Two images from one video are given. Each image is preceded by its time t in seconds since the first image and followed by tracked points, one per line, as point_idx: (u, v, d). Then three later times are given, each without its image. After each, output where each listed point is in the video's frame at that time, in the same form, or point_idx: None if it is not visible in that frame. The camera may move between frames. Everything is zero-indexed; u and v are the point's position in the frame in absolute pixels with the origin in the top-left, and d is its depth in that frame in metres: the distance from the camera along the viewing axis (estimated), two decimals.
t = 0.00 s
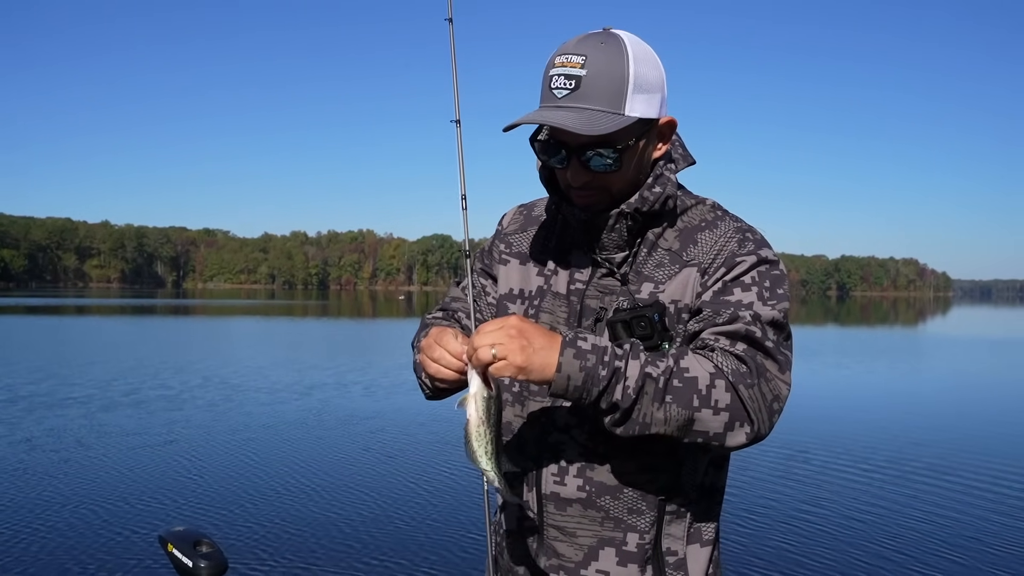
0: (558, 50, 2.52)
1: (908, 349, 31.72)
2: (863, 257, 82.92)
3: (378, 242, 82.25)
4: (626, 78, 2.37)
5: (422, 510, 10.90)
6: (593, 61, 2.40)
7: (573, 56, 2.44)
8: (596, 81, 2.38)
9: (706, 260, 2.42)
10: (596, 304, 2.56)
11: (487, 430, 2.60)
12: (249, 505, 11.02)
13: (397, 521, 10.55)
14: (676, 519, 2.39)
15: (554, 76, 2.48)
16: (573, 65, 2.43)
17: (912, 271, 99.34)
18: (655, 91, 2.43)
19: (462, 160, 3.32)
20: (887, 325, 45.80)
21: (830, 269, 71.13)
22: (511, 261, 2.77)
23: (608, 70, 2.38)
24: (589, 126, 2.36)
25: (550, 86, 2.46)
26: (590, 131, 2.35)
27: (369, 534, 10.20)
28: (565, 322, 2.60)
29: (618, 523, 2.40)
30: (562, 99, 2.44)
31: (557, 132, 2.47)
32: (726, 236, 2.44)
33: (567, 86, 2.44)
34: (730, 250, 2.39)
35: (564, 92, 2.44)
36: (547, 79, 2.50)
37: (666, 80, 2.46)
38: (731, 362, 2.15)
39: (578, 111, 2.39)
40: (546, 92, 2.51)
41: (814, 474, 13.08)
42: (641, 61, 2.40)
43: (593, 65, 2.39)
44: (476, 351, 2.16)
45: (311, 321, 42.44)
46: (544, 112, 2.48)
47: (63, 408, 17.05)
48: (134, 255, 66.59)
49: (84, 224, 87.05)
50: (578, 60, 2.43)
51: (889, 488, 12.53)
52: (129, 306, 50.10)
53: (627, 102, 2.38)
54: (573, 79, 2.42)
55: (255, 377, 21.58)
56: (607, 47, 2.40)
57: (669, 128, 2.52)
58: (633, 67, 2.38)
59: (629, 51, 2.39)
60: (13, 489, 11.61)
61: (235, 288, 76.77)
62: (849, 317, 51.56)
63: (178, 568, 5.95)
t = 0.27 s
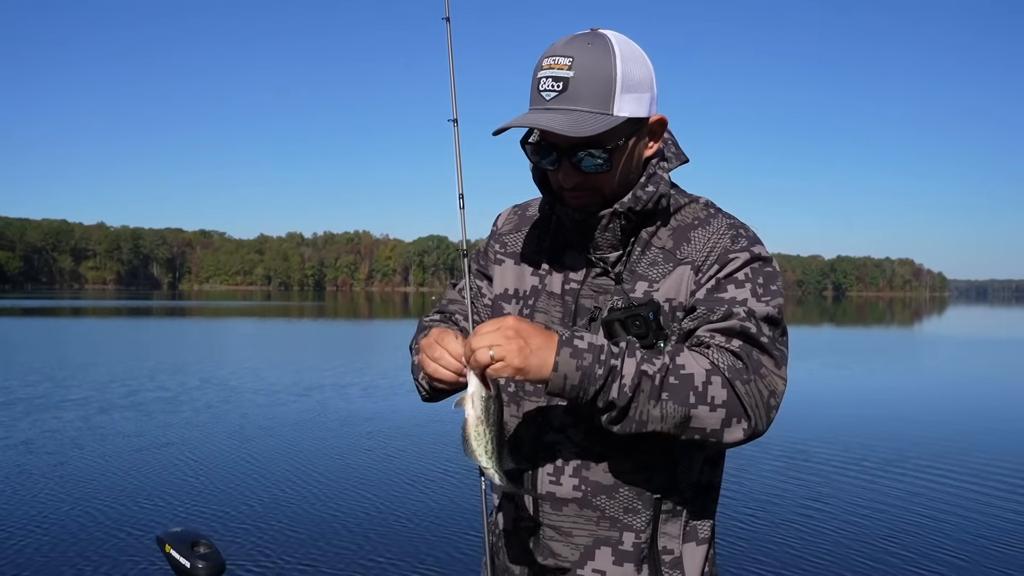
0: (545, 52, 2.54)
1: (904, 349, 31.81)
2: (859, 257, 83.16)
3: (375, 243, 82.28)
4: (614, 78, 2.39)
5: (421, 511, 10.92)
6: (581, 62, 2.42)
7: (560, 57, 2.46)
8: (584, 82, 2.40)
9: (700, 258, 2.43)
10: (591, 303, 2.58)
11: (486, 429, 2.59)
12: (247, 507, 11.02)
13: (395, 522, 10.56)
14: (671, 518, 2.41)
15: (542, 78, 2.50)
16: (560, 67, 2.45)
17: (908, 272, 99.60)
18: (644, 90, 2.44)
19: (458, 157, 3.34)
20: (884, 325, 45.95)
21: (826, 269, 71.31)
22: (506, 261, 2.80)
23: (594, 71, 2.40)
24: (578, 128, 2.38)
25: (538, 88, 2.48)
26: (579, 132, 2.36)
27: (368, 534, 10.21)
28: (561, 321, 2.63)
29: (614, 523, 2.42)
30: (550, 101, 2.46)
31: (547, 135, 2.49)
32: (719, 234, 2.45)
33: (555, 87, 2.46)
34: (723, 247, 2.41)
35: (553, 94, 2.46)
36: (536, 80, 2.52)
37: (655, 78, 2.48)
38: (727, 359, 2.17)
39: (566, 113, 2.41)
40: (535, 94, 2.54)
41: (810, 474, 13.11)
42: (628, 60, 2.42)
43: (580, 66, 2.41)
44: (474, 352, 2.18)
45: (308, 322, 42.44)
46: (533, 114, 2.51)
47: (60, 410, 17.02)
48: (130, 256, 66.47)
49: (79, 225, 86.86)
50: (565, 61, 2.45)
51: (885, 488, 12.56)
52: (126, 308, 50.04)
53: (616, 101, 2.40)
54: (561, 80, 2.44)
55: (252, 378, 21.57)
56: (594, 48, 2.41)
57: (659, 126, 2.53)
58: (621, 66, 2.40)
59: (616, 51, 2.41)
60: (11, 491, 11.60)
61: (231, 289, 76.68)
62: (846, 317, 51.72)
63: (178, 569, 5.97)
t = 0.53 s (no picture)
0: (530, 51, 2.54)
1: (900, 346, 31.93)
2: (855, 254, 83.34)
3: (372, 241, 82.22)
4: (599, 72, 2.38)
5: (419, 507, 10.92)
6: (565, 59, 2.42)
7: (546, 53, 2.46)
8: (570, 77, 2.40)
9: (696, 253, 2.43)
10: (587, 299, 2.58)
11: (489, 439, 2.55)
12: (247, 504, 11.01)
13: (394, 519, 10.56)
14: (668, 514, 2.40)
15: (528, 76, 2.49)
16: (544, 64, 2.45)
17: (905, 269, 99.74)
18: (631, 82, 2.43)
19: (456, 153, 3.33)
20: (880, 322, 46.03)
21: (823, 267, 71.46)
22: (501, 258, 2.80)
23: (579, 65, 2.39)
24: (566, 123, 2.37)
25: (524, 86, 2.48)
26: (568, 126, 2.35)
27: (368, 531, 10.21)
28: (557, 319, 2.63)
29: (612, 520, 2.41)
30: (538, 98, 2.46)
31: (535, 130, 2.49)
32: (715, 228, 2.45)
33: (542, 84, 2.45)
34: (720, 243, 2.40)
35: (539, 91, 2.46)
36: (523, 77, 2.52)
37: (642, 71, 2.47)
38: (731, 356, 2.17)
39: (555, 109, 2.41)
40: (523, 93, 2.53)
41: (807, 470, 13.12)
42: (614, 55, 2.41)
43: (565, 61, 2.41)
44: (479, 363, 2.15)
45: (305, 320, 42.38)
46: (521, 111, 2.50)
47: (57, 408, 16.99)
48: (126, 254, 66.31)
49: (75, 223, 86.64)
50: (550, 58, 2.44)
51: (883, 484, 12.57)
52: (122, 305, 49.92)
53: (603, 94, 2.39)
54: (547, 77, 2.43)
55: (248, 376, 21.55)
56: (578, 44, 2.41)
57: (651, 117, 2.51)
58: (606, 60, 2.39)
59: (601, 45, 2.41)
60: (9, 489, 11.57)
61: (228, 287, 76.57)
62: (842, 314, 51.84)
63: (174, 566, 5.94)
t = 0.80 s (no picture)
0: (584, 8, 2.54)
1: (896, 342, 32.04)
2: (851, 250, 83.51)
3: (368, 237, 82.18)
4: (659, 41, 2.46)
5: (420, 508, 10.96)
6: (630, 19, 2.45)
7: (607, 11, 2.46)
8: (635, 35, 2.42)
9: (697, 251, 2.45)
10: (586, 293, 2.58)
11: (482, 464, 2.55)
12: (246, 503, 11.03)
13: (394, 520, 10.60)
14: (670, 512, 2.43)
15: (586, 27, 2.46)
16: (608, 18, 2.45)
17: (900, 265, 99.98)
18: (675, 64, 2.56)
19: (453, 149, 3.35)
20: (876, 318, 46.18)
21: (819, 263, 71.61)
22: (498, 254, 2.81)
23: (647, 27, 2.43)
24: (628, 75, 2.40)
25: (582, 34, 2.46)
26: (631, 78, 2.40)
27: (367, 533, 10.24)
28: (554, 311, 2.61)
29: (614, 517, 2.43)
30: (596, 46, 2.43)
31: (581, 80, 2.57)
32: (715, 226, 2.48)
33: (603, 35, 2.43)
34: (721, 242, 2.42)
35: (599, 40, 2.43)
36: (577, 27, 2.49)
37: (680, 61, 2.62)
38: (725, 363, 2.19)
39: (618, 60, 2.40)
40: (572, 42, 2.50)
41: (805, 466, 13.17)
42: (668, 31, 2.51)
43: (630, 19, 2.43)
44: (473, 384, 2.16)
45: (301, 316, 42.39)
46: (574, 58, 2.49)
47: (55, 405, 16.95)
48: (122, 250, 66.07)
49: (71, 219, 86.30)
50: (613, 15, 2.46)
51: (881, 479, 12.60)
52: (118, 302, 49.88)
53: (658, 62, 2.47)
54: (611, 30, 2.43)
55: (246, 373, 21.54)
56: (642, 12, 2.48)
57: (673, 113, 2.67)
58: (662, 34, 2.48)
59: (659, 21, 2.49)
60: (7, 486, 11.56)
61: (225, 284, 76.39)
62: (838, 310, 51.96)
63: (175, 563, 5.95)
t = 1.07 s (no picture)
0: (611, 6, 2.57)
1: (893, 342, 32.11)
2: (848, 251, 83.64)
3: (366, 237, 82.23)
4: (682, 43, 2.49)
5: (421, 507, 10.96)
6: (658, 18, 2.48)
7: (637, 8, 2.49)
8: (661, 33, 2.45)
9: (703, 258, 2.44)
10: (591, 297, 2.58)
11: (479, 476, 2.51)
12: (247, 503, 11.03)
13: (393, 520, 10.60)
14: (674, 515, 2.43)
15: (614, 19, 2.48)
16: (636, 14, 2.48)
17: (898, 266, 100.14)
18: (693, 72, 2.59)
19: (451, 148, 3.32)
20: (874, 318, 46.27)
21: (817, 263, 71.74)
22: (499, 255, 2.79)
23: (672, 30, 2.47)
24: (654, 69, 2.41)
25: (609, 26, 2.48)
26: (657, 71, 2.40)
27: (367, 532, 10.25)
28: (558, 314, 2.61)
29: (619, 520, 2.43)
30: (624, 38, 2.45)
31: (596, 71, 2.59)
32: (721, 234, 2.47)
33: (631, 28, 2.45)
34: (726, 251, 2.42)
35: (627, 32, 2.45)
36: (605, 20, 2.52)
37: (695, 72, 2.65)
38: (727, 376, 2.19)
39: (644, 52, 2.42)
40: (599, 33, 2.52)
41: (804, 466, 13.18)
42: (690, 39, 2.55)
43: (657, 18, 2.46)
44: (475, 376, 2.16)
45: (299, 316, 42.40)
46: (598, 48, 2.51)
47: (53, 405, 16.92)
48: (120, 249, 66.01)
49: (68, 218, 86.23)
50: (642, 12, 2.49)
51: (879, 479, 12.61)
52: (116, 301, 49.85)
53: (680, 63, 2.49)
54: (639, 23, 2.45)
55: (244, 373, 21.54)
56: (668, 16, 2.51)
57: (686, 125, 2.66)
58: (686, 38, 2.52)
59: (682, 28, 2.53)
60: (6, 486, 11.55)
61: (222, 283, 76.34)
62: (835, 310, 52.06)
63: (174, 563, 5.93)
